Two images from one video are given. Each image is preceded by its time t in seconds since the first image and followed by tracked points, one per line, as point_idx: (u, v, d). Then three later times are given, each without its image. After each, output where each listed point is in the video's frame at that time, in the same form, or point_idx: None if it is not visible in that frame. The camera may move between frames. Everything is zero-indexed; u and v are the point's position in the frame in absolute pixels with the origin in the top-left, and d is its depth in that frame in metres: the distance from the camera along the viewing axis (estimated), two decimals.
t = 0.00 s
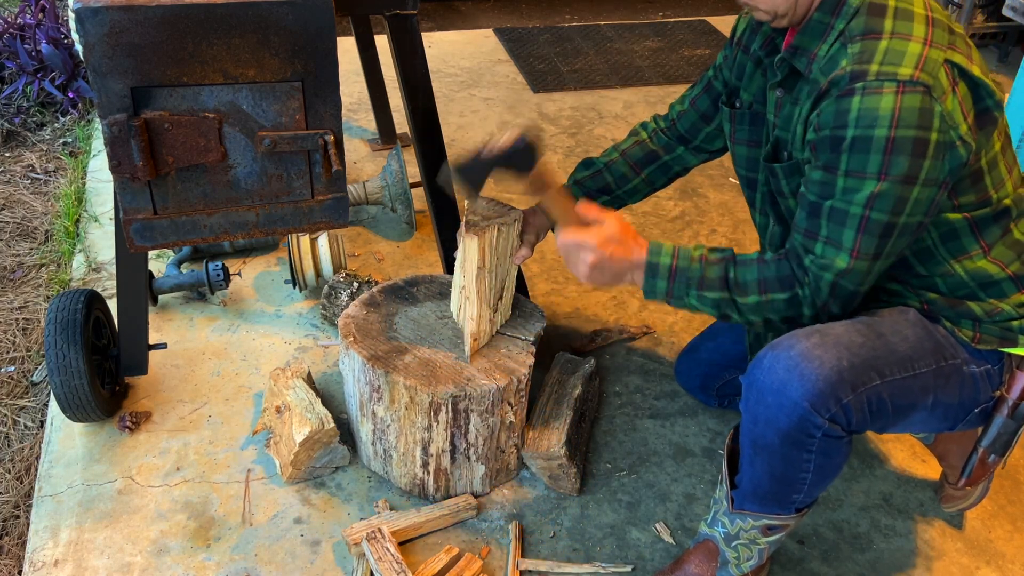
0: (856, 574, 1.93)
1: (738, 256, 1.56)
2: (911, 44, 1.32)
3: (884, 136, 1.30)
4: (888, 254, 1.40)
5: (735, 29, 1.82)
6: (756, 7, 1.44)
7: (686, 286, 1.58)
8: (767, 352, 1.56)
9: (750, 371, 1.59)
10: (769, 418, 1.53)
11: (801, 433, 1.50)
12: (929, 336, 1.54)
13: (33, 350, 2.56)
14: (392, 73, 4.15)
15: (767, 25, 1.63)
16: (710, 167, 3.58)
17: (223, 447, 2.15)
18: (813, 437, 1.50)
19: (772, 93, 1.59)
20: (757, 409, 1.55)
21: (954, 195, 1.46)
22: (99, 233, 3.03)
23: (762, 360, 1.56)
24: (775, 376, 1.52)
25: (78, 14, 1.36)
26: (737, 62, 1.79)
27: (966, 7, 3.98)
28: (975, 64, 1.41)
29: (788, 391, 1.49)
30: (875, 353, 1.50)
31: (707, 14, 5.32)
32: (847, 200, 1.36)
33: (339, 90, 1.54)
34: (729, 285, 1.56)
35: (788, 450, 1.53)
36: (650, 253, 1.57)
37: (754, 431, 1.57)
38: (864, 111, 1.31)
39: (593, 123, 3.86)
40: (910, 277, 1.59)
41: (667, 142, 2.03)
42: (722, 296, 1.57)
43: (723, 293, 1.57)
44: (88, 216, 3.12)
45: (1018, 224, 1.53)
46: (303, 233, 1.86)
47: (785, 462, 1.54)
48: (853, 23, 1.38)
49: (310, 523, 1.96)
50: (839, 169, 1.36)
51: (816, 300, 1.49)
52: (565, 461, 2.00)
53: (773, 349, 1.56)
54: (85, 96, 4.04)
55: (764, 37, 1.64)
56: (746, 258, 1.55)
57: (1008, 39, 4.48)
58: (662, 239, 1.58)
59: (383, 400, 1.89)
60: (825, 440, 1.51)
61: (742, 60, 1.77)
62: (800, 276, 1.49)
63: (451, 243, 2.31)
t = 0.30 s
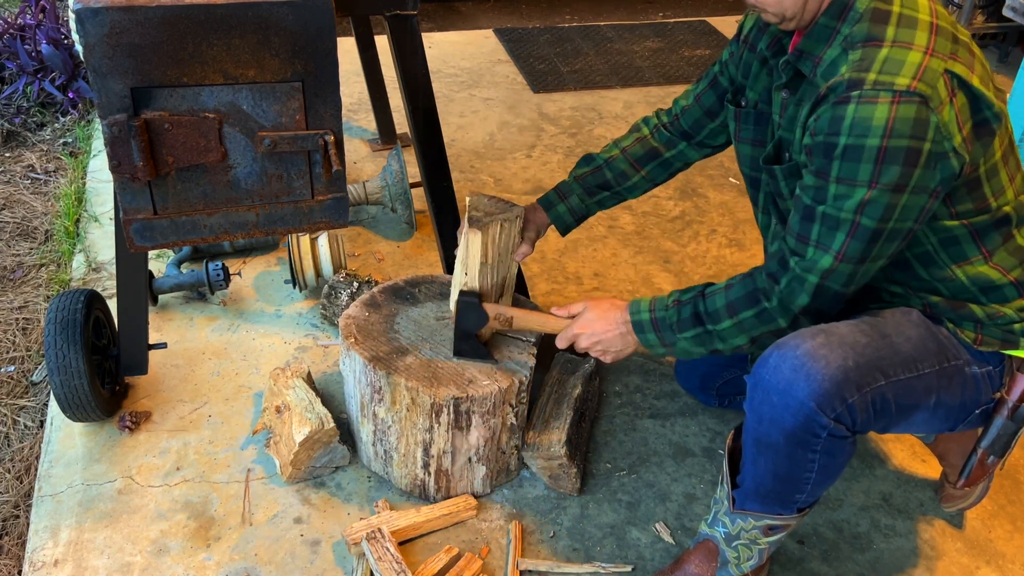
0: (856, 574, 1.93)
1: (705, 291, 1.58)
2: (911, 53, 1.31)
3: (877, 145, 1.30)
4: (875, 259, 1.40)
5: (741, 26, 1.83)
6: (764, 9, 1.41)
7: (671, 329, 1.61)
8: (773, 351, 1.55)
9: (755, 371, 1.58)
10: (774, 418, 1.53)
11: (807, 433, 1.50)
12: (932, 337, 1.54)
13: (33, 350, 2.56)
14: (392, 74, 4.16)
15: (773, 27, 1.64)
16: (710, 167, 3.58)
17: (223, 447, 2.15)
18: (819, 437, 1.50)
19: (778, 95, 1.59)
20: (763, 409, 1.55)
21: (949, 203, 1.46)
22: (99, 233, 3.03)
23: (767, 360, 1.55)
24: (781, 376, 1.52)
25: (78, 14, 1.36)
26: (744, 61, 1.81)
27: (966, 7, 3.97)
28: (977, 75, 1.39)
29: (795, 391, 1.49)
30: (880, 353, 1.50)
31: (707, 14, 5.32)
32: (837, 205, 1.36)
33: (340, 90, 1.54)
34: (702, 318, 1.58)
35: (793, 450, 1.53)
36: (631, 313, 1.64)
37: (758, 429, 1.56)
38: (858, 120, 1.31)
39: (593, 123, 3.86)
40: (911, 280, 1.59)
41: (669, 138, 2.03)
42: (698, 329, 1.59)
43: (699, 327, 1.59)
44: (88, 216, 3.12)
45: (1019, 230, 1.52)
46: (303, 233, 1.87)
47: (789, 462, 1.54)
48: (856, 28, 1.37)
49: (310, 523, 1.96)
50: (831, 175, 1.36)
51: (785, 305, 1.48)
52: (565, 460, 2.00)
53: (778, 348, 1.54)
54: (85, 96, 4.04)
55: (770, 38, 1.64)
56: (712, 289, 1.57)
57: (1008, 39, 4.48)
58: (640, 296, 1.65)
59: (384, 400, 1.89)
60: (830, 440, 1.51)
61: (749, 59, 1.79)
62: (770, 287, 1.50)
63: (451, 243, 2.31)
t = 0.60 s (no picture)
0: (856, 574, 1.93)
1: (740, 295, 1.56)
2: (934, 36, 1.32)
3: (907, 129, 1.29)
4: (911, 249, 1.38)
5: (744, 27, 1.84)
6: None
7: (706, 340, 1.58)
8: (779, 353, 1.55)
9: (761, 372, 1.57)
10: (780, 420, 1.53)
11: (812, 435, 1.51)
12: (936, 338, 1.54)
13: (33, 350, 2.56)
14: (392, 73, 4.16)
15: (781, 24, 1.62)
16: (710, 167, 3.58)
17: (223, 447, 2.15)
18: (824, 440, 1.51)
19: (790, 92, 1.59)
20: (768, 411, 1.55)
21: (972, 195, 1.46)
22: (99, 233, 3.03)
23: (773, 362, 1.55)
24: (786, 378, 1.51)
25: (78, 14, 1.36)
26: (747, 62, 1.81)
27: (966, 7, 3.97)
28: (995, 60, 1.41)
29: (801, 393, 1.49)
30: (885, 355, 1.50)
31: (708, 14, 5.32)
32: (870, 194, 1.35)
33: (340, 90, 1.54)
34: (739, 324, 1.55)
35: (798, 452, 1.53)
36: (662, 325, 1.61)
37: (763, 431, 1.56)
38: (885, 104, 1.30)
39: (593, 123, 3.86)
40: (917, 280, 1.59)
41: (665, 136, 2.03)
42: (736, 336, 1.56)
43: (738, 335, 1.56)
44: (88, 216, 3.12)
45: None
46: (302, 233, 1.86)
47: (794, 465, 1.54)
48: (875, 15, 1.37)
49: (310, 523, 1.96)
50: (861, 163, 1.35)
51: (827, 304, 1.47)
52: (565, 460, 2.00)
53: (784, 350, 1.54)
54: (85, 96, 4.04)
55: (779, 37, 1.63)
56: (748, 293, 1.54)
57: (1008, 38, 4.48)
58: (669, 308, 1.62)
59: (384, 400, 1.89)
60: (836, 443, 1.51)
61: (753, 60, 1.79)
62: (810, 286, 1.47)
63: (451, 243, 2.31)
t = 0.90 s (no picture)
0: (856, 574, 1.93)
1: (780, 278, 1.58)
2: (955, 27, 1.33)
3: (937, 119, 1.29)
4: (948, 245, 1.38)
5: (747, 26, 1.84)
6: None
7: (739, 316, 1.60)
8: (791, 360, 1.55)
9: (773, 378, 1.57)
10: (791, 427, 1.52)
11: (823, 442, 1.50)
12: (945, 343, 1.54)
13: (33, 350, 2.56)
14: (392, 73, 4.16)
15: (793, 21, 1.62)
16: (710, 166, 3.58)
17: (224, 447, 2.15)
18: (834, 446, 1.50)
19: (802, 89, 1.59)
20: (779, 417, 1.54)
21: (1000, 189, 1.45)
22: (99, 233, 3.03)
23: (785, 368, 1.55)
24: (799, 385, 1.51)
25: (78, 14, 1.36)
26: (752, 62, 1.80)
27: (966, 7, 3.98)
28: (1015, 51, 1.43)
29: (813, 400, 1.49)
30: (896, 361, 1.50)
31: (708, 14, 5.32)
32: (904, 189, 1.35)
33: (339, 90, 1.54)
34: (775, 306, 1.57)
35: (808, 458, 1.52)
36: (698, 296, 1.63)
37: (773, 437, 1.55)
38: (914, 95, 1.31)
39: (593, 123, 3.86)
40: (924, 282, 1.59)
41: (665, 133, 2.03)
42: (768, 318, 1.59)
43: (770, 317, 1.58)
44: (88, 216, 3.12)
45: None
46: (303, 233, 1.86)
47: (802, 470, 1.54)
48: (893, 9, 1.39)
49: (310, 523, 1.96)
50: (892, 157, 1.35)
51: (864, 299, 1.47)
52: (565, 460, 2.00)
53: (796, 356, 1.54)
54: (85, 96, 4.04)
55: (790, 33, 1.62)
56: (787, 278, 1.56)
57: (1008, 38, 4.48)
58: (709, 280, 1.64)
59: (384, 400, 1.89)
60: (846, 450, 1.51)
61: (759, 60, 1.79)
62: (848, 280, 1.48)
63: (451, 242, 2.31)
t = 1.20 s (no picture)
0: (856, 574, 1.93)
1: (769, 245, 1.57)
2: (971, 15, 1.34)
3: (946, 103, 1.29)
4: (941, 233, 1.38)
5: (755, 22, 1.84)
6: None
7: (719, 274, 1.59)
8: (783, 358, 1.56)
9: (765, 376, 1.58)
10: (783, 424, 1.52)
11: (815, 439, 1.50)
12: (940, 343, 1.54)
13: (33, 350, 2.56)
14: (392, 73, 4.16)
15: (802, 14, 1.64)
16: (710, 167, 3.58)
17: (224, 447, 2.15)
18: (827, 444, 1.50)
19: (810, 81, 1.59)
20: (771, 414, 1.55)
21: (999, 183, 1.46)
22: (99, 233, 3.03)
23: (777, 366, 1.56)
24: (790, 382, 1.52)
25: (78, 14, 1.36)
26: (761, 58, 1.81)
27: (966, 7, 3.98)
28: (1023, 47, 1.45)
29: (805, 398, 1.49)
30: (889, 359, 1.50)
31: (708, 14, 5.32)
32: (904, 171, 1.35)
33: (339, 91, 1.54)
34: (758, 269, 1.57)
35: (801, 456, 1.52)
36: (682, 246, 1.62)
37: (766, 435, 1.56)
38: (925, 77, 1.31)
39: (593, 123, 3.86)
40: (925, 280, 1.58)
41: (669, 132, 2.03)
42: (751, 280, 1.57)
43: (751, 279, 1.57)
44: (88, 216, 3.12)
45: None
46: (302, 233, 1.86)
47: (796, 468, 1.54)
48: None
49: (310, 523, 1.96)
50: (896, 139, 1.35)
51: (848, 279, 1.47)
52: (565, 460, 2.00)
53: (787, 354, 1.56)
54: (85, 96, 4.04)
55: (800, 26, 1.64)
56: (776, 245, 1.56)
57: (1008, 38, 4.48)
58: (694, 234, 1.63)
59: (384, 400, 1.89)
60: (838, 447, 1.51)
61: (768, 54, 1.79)
62: (836, 257, 1.48)
63: (452, 242, 2.31)
